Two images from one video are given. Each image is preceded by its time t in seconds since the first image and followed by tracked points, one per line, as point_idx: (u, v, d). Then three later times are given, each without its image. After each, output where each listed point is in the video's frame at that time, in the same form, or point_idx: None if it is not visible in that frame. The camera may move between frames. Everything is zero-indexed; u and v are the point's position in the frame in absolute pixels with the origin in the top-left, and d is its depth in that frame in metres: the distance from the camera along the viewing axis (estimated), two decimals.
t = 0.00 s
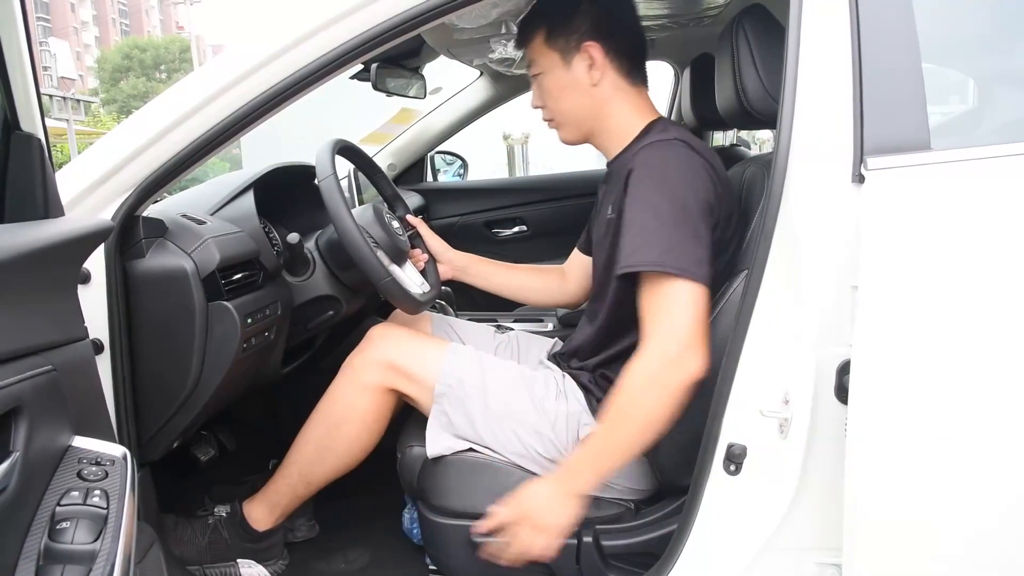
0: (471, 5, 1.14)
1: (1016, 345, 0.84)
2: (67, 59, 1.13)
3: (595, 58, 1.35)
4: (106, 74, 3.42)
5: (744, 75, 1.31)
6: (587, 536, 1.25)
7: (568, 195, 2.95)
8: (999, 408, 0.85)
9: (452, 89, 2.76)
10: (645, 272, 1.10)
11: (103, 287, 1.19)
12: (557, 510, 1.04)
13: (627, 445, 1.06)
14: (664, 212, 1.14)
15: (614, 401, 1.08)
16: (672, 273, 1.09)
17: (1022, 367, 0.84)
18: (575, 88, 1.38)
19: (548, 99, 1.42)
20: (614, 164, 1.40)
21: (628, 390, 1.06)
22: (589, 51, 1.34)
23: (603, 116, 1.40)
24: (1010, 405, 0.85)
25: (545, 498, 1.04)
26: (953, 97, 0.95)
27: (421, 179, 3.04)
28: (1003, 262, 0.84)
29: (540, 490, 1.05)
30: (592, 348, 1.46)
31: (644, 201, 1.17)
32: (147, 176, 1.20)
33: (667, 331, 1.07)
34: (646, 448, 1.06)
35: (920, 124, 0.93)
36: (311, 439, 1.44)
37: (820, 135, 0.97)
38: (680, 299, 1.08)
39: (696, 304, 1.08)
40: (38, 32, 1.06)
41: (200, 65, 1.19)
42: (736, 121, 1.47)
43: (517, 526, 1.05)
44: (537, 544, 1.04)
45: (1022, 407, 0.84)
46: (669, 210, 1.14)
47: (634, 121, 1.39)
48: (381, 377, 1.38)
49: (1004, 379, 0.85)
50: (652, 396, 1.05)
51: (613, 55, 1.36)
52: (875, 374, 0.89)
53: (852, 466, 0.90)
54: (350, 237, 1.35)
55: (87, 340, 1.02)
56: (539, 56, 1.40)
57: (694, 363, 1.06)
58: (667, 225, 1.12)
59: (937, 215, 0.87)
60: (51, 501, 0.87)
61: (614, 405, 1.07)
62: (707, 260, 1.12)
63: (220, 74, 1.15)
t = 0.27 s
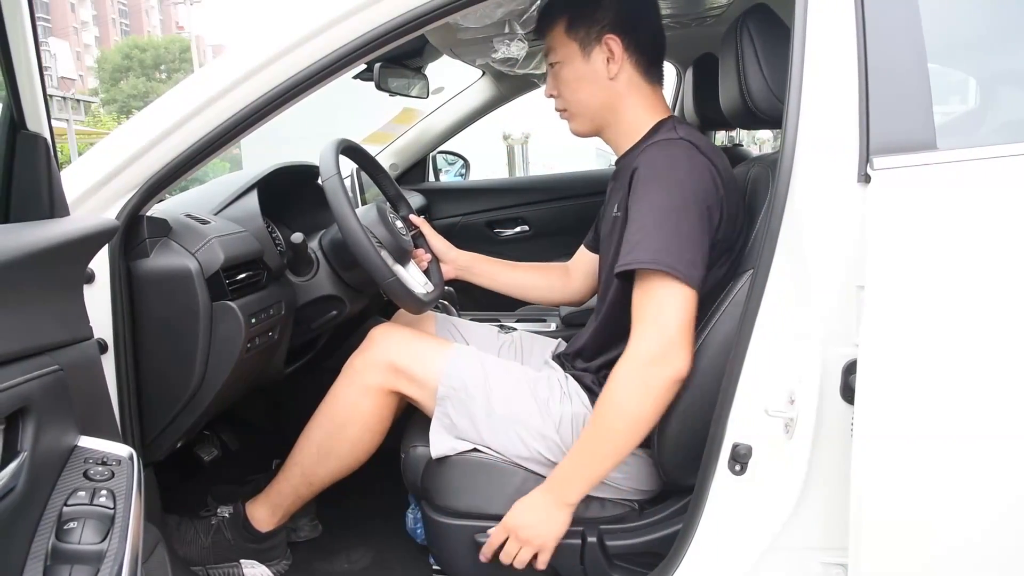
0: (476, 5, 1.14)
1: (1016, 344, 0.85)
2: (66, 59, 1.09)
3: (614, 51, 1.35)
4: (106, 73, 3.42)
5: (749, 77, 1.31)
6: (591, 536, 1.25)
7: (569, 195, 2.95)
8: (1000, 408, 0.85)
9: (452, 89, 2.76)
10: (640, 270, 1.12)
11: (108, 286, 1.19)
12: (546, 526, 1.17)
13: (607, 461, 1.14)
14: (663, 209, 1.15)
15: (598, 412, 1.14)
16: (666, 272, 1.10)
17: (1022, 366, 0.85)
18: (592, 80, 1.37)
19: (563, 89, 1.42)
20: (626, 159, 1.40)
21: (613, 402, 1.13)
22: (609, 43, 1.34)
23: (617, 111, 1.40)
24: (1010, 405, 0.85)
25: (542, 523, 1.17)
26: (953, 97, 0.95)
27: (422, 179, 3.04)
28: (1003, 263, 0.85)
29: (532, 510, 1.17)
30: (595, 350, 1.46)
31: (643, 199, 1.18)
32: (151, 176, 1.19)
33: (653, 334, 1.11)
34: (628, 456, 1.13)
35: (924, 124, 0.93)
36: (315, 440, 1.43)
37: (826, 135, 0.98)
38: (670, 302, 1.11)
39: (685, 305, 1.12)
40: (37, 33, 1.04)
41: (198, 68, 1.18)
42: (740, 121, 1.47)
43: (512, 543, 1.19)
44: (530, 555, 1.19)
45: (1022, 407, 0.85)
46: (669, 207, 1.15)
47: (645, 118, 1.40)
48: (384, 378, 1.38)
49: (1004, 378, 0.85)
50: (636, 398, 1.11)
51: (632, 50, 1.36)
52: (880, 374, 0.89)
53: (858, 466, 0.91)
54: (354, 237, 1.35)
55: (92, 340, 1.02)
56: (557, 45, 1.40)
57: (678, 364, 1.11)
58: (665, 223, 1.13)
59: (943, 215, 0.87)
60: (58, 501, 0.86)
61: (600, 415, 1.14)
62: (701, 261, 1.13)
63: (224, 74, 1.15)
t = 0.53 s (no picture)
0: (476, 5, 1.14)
1: (1016, 345, 0.85)
2: (66, 58, 1.11)
3: (620, 50, 1.35)
4: (106, 73, 3.42)
5: (747, 75, 1.31)
6: (591, 536, 1.25)
7: (570, 195, 2.95)
8: (1000, 408, 0.85)
9: (452, 89, 2.76)
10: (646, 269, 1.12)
11: (107, 286, 1.19)
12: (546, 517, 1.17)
13: (614, 454, 1.14)
14: (666, 208, 1.15)
15: (605, 407, 1.14)
16: (671, 271, 1.11)
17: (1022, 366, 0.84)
18: (598, 77, 1.38)
19: (568, 86, 1.42)
20: (628, 159, 1.40)
21: (622, 398, 1.13)
22: (615, 42, 1.34)
23: (621, 109, 1.40)
24: (1009, 405, 0.85)
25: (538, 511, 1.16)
26: (953, 97, 0.95)
27: (422, 179, 3.04)
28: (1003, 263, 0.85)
29: (533, 503, 1.17)
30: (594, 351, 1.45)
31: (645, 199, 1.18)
32: (150, 176, 1.19)
33: (662, 334, 1.11)
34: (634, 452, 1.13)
35: (924, 124, 0.93)
36: (313, 441, 1.44)
37: (825, 135, 0.98)
38: (679, 301, 1.11)
39: (695, 302, 1.12)
40: (38, 32, 1.05)
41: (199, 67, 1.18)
42: (739, 120, 1.47)
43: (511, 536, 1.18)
44: (530, 547, 1.18)
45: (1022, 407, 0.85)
46: (670, 207, 1.15)
47: (648, 117, 1.40)
48: (383, 380, 1.38)
49: (1004, 379, 0.85)
50: (645, 395, 1.11)
51: (638, 49, 1.36)
52: (879, 375, 0.89)
53: (856, 466, 0.91)
54: (354, 238, 1.35)
55: (91, 340, 1.02)
56: (564, 42, 1.40)
57: (690, 362, 1.11)
58: (667, 223, 1.14)
59: (942, 215, 0.87)
60: (57, 501, 0.86)
61: (607, 407, 1.14)
62: (706, 259, 1.13)
63: (223, 74, 1.15)
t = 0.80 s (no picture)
0: (471, 5, 1.14)
1: (1013, 346, 0.84)
2: (67, 59, 1.12)
3: (608, 46, 1.35)
4: (106, 73, 3.43)
5: (740, 74, 1.31)
6: (586, 534, 1.25)
7: (569, 195, 2.95)
8: (997, 409, 0.85)
9: (452, 88, 2.75)
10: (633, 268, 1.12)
11: (102, 286, 1.19)
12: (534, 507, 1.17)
13: (608, 447, 1.14)
14: (651, 205, 1.15)
15: (598, 402, 1.14)
16: (658, 269, 1.11)
17: (1019, 367, 0.84)
18: (584, 73, 1.38)
19: (555, 81, 1.42)
20: (610, 156, 1.39)
21: (616, 394, 1.12)
22: (603, 38, 1.34)
23: (606, 105, 1.40)
24: (1007, 406, 0.85)
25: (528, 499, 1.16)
26: (954, 96, 0.95)
27: (421, 179, 3.04)
28: (999, 264, 0.85)
29: (522, 493, 1.17)
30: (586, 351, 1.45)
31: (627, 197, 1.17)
32: (147, 176, 1.20)
33: (659, 331, 1.11)
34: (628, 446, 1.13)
35: (919, 125, 0.93)
36: (310, 442, 1.44)
37: (820, 135, 0.97)
38: (671, 297, 1.11)
39: (687, 299, 1.11)
40: (38, 32, 1.06)
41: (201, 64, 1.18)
42: (734, 119, 1.47)
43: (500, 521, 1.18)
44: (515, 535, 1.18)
45: (1019, 408, 0.84)
46: (653, 204, 1.15)
47: (635, 112, 1.39)
48: (379, 380, 1.38)
49: (1001, 379, 0.85)
50: (638, 391, 1.11)
51: (626, 45, 1.36)
52: (873, 375, 0.89)
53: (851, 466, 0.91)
54: (349, 237, 1.35)
55: (86, 340, 1.02)
56: (553, 37, 1.40)
57: (684, 360, 1.11)
58: (653, 221, 1.13)
59: (937, 215, 0.87)
60: (49, 501, 0.87)
61: (599, 403, 1.14)
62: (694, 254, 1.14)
63: (219, 74, 1.15)
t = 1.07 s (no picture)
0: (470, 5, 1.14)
1: (1013, 346, 0.84)
2: (66, 59, 1.13)
3: (608, 47, 1.35)
4: (106, 73, 3.43)
5: (739, 75, 1.31)
6: (585, 534, 1.25)
7: (569, 195, 2.95)
8: (997, 409, 0.85)
9: (452, 88, 2.75)
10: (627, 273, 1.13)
11: (101, 286, 1.20)
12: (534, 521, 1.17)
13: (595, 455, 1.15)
14: (649, 210, 1.15)
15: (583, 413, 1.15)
16: (652, 275, 1.12)
17: (1019, 367, 0.84)
18: (585, 75, 1.38)
19: (556, 84, 1.42)
20: (614, 158, 1.39)
21: (601, 400, 1.14)
22: (603, 39, 1.34)
23: (609, 106, 1.40)
24: (1006, 406, 0.84)
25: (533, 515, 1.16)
26: (952, 97, 0.95)
27: (421, 179, 3.04)
28: (999, 264, 0.84)
29: (523, 512, 1.16)
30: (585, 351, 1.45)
31: (629, 200, 1.18)
32: (146, 176, 1.20)
33: (637, 341, 1.12)
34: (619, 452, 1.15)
35: (919, 125, 0.93)
36: (309, 442, 1.44)
37: (819, 136, 0.97)
38: (658, 306, 1.12)
39: (674, 305, 1.13)
40: (38, 31, 1.06)
41: (200, 64, 1.18)
42: (733, 118, 1.47)
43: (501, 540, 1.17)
44: (518, 553, 1.17)
45: (1019, 408, 0.84)
46: (649, 209, 1.15)
47: (638, 112, 1.39)
48: (378, 380, 1.38)
49: (1001, 380, 0.85)
50: (621, 401, 1.13)
51: (627, 47, 1.36)
52: (872, 375, 0.89)
53: (850, 466, 0.90)
54: (348, 237, 1.35)
55: (85, 340, 1.02)
56: (552, 39, 1.40)
57: (666, 367, 1.13)
58: (649, 226, 1.14)
59: (936, 215, 0.87)
60: (47, 502, 0.87)
61: (584, 415, 1.15)
62: (687, 262, 1.14)
63: (219, 74, 1.15)
